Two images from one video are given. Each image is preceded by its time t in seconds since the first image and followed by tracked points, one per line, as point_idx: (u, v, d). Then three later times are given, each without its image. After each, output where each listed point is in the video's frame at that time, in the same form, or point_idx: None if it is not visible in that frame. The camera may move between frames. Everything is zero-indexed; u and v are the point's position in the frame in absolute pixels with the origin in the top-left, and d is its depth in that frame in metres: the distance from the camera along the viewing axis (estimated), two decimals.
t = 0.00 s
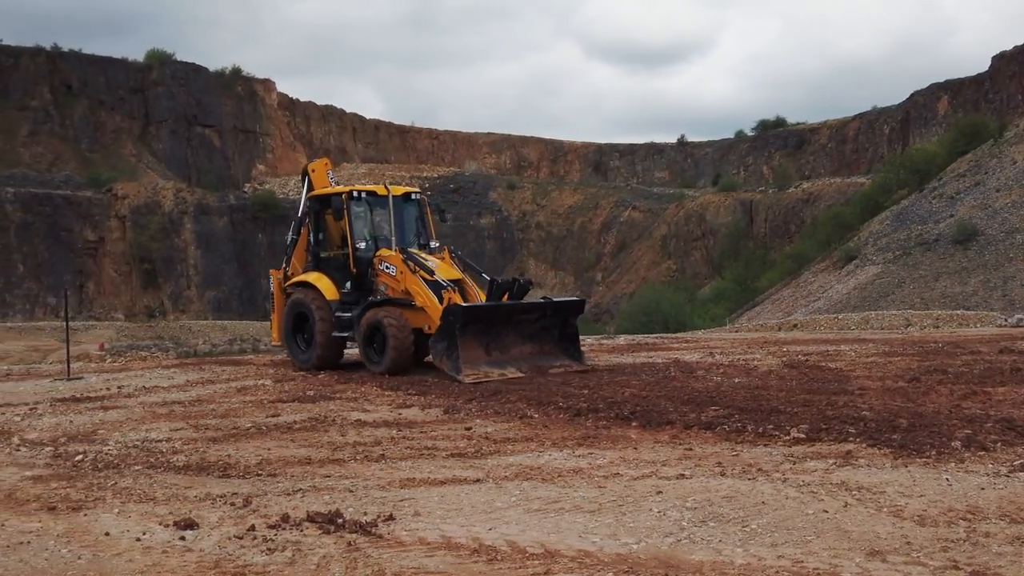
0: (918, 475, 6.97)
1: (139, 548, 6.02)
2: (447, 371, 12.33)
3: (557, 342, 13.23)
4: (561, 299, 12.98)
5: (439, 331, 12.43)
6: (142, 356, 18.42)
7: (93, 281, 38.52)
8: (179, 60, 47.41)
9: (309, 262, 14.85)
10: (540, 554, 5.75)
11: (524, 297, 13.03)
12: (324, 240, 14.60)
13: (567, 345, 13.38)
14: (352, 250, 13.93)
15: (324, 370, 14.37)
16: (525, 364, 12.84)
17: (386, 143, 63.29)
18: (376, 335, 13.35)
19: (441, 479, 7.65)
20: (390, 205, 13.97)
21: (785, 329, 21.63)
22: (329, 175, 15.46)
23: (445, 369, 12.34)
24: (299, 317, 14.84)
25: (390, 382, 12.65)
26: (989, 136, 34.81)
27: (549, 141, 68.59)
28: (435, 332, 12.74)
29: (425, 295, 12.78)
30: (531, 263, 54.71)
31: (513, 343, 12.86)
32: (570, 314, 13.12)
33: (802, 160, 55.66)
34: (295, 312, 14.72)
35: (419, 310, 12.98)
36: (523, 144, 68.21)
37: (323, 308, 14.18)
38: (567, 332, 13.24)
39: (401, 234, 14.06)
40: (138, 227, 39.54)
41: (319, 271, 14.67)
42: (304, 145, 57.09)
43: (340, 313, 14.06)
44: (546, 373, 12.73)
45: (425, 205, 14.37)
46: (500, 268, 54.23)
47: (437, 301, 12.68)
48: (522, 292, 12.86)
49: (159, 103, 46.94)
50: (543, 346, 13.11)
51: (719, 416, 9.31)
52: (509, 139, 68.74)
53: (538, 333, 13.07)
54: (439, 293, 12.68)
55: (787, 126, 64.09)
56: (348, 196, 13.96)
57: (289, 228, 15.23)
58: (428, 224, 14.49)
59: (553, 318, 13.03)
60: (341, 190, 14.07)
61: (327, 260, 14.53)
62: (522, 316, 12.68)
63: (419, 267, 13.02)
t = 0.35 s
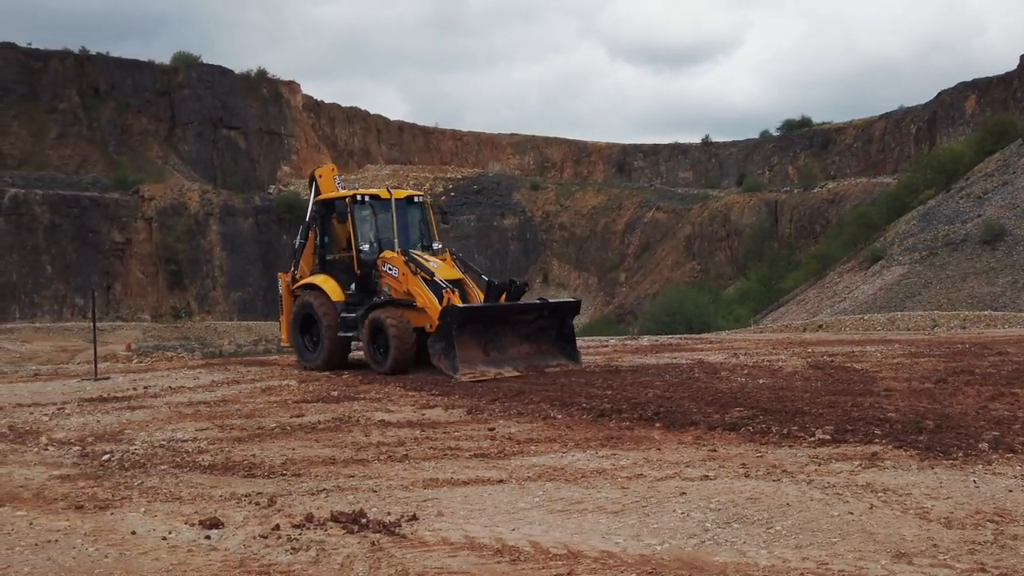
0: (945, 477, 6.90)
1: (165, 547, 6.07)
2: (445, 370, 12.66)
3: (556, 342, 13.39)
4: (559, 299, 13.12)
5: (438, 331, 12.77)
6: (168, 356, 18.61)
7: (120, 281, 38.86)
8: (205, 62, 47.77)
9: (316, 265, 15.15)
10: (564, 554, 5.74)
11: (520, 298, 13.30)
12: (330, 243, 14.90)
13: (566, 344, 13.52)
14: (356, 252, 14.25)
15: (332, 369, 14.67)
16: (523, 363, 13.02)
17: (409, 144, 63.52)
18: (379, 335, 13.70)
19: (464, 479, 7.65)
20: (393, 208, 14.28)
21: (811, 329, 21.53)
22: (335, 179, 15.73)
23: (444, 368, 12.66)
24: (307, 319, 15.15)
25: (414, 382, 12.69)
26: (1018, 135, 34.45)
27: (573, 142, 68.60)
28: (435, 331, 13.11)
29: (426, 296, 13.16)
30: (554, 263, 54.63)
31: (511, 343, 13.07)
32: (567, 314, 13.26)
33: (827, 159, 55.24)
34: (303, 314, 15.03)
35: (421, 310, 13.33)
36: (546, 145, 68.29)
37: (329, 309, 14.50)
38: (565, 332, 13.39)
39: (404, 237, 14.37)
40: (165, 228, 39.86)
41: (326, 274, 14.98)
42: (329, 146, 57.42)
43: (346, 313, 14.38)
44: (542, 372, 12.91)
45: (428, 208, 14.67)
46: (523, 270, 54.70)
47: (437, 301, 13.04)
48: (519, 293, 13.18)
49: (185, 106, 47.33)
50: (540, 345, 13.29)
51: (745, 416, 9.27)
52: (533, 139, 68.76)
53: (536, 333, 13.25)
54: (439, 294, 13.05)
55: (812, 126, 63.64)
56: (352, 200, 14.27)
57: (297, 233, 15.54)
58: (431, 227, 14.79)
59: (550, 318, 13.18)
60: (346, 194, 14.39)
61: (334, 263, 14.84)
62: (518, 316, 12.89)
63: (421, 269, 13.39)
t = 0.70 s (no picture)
0: (968, 478, 6.85)
1: (187, 546, 6.11)
2: (446, 370, 12.89)
3: (555, 341, 13.57)
4: (558, 300, 13.28)
5: (439, 332, 13.00)
6: (190, 356, 18.77)
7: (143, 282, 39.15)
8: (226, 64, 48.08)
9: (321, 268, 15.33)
10: (583, 555, 5.74)
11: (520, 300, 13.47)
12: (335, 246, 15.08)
13: (565, 344, 13.71)
14: (360, 255, 14.46)
15: (337, 370, 14.80)
16: (522, 363, 13.22)
17: (429, 145, 63.66)
18: (382, 336, 13.90)
19: (483, 479, 7.67)
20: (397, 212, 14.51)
21: (832, 330, 21.42)
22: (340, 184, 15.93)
23: (445, 368, 12.90)
24: (312, 320, 15.28)
25: (432, 383, 12.73)
26: None
27: (592, 143, 68.53)
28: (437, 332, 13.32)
29: (429, 297, 13.38)
30: (574, 264, 54.26)
31: (511, 343, 13.28)
32: (566, 314, 13.42)
33: (849, 159, 54.82)
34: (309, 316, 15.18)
35: (423, 312, 13.54)
36: (566, 145, 68.29)
37: (335, 311, 14.66)
38: (564, 331, 13.57)
39: (408, 240, 14.60)
40: (187, 229, 40.15)
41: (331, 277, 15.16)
42: (349, 148, 57.68)
43: (351, 315, 14.55)
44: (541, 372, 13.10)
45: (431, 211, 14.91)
46: (542, 270, 54.39)
47: (440, 303, 13.26)
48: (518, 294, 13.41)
49: (207, 108, 47.65)
50: (540, 345, 13.48)
51: (765, 418, 9.23)
52: (553, 140, 68.71)
53: (536, 333, 13.45)
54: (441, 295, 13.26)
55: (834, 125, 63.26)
56: (357, 204, 14.49)
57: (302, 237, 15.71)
58: (435, 231, 15.02)
59: (550, 319, 13.35)
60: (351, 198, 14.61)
61: (339, 265, 15.01)
62: (517, 317, 13.08)
63: (423, 272, 13.61)
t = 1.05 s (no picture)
0: (991, 480, 6.80)
1: (208, 546, 6.14)
2: (448, 370, 12.98)
3: (555, 341, 13.64)
4: (557, 301, 13.35)
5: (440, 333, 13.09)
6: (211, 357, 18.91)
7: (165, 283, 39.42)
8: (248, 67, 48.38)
9: (328, 270, 15.43)
10: (602, 556, 5.73)
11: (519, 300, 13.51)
12: (340, 249, 15.17)
13: (565, 344, 13.78)
14: (364, 258, 14.53)
15: (342, 370, 14.93)
16: (522, 362, 13.30)
17: (449, 146, 63.76)
18: (386, 337, 14.02)
19: (503, 480, 7.68)
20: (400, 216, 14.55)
21: (854, 331, 21.29)
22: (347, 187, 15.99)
23: (447, 368, 12.99)
24: (319, 321, 15.42)
25: (449, 383, 12.76)
26: None
27: (612, 144, 68.40)
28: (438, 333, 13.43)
29: (431, 300, 13.47)
30: (593, 264, 53.78)
31: (511, 343, 13.35)
32: (565, 314, 13.49)
33: (871, 159, 54.45)
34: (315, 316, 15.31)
35: (426, 314, 13.64)
36: (586, 146, 68.20)
37: (340, 312, 14.79)
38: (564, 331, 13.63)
39: (410, 243, 14.63)
40: (209, 231, 40.40)
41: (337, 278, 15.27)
42: (369, 149, 57.91)
43: (356, 316, 14.66)
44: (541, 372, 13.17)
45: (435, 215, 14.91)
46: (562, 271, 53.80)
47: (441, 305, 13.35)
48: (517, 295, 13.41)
49: (229, 109, 47.94)
50: (540, 345, 13.55)
51: (785, 419, 9.17)
52: (573, 141, 68.60)
53: (536, 333, 13.52)
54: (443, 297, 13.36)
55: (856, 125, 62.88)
56: (360, 208, 14.55)
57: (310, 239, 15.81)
58: (439, 234, 15.03)
59: (549, 319, 13.43)
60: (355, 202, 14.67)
61: (344, 268, 15.11)
62: (517, 317, 13.16)
63: (426, 274, 13.70)
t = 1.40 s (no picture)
0: (1011, 481, 6.76)
1: (226, 545, 6.17)
2: (448, 368, 13.03)
3: (553, 340, 13.72)
4: (555, 300, 13.42)
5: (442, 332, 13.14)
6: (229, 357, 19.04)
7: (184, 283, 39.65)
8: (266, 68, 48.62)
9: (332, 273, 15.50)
10: (619, 557, 5.72)
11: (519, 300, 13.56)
12: (344, 252, 15.23)
13: (563, 342, 13.87)
14: (367, 260, 14.57)
15: (347, 370, 15.02)
16: (521, 361, 13.38)
17: (466, 147, 63.81)
18: (388, 336, 14.08)
19: (519, 480, 7.68)
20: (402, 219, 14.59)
21: (873, 331, 21.16)
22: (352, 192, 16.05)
23: (447, 367, 13.04)
24: (324, 323, 15.51)
25: (464, 383, 12.79)
26: None
27: (629, 144, 68.26)
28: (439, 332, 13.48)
29: (432, 299, 13.52)
30: (610, 265, 53.60)
31: (510, 341, 13.42)
32: (564, 314, 13.58)
33: (890, 159, 54.16)
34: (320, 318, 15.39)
35: (427, 314, 13.69)
36: (602, 146, 68.06)
37: (344, 314, 14.86)
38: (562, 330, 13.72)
39: (412, 246, 14.67)
40: (227, 232, 40.62)
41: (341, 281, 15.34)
42: (387, 150, 58.06)
43: (359, 317, 14.73)
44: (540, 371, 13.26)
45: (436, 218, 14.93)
46: (579, 271, 53.69)
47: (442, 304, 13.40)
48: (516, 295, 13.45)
49: (248, 111, 48.16)
50: (539, 344, 13.64)
51: (804, 420, 9.13)
52: (590, 141, 68.47)
53: (534, 331, 13.60)
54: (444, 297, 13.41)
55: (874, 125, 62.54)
56: (363, 211, 14.60)
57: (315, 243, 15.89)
58: (440, 237, 15.06)
59: (547, 318, 13.51)
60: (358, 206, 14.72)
61: (348, 270, 15.18)
62: (515, 317, 13.23)
63: (427, 275, 13.76)
